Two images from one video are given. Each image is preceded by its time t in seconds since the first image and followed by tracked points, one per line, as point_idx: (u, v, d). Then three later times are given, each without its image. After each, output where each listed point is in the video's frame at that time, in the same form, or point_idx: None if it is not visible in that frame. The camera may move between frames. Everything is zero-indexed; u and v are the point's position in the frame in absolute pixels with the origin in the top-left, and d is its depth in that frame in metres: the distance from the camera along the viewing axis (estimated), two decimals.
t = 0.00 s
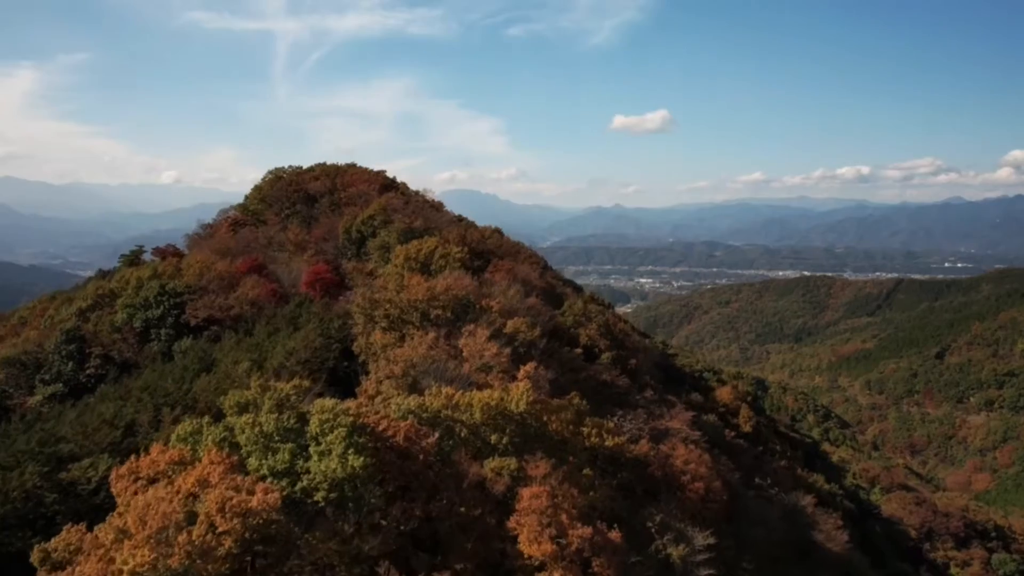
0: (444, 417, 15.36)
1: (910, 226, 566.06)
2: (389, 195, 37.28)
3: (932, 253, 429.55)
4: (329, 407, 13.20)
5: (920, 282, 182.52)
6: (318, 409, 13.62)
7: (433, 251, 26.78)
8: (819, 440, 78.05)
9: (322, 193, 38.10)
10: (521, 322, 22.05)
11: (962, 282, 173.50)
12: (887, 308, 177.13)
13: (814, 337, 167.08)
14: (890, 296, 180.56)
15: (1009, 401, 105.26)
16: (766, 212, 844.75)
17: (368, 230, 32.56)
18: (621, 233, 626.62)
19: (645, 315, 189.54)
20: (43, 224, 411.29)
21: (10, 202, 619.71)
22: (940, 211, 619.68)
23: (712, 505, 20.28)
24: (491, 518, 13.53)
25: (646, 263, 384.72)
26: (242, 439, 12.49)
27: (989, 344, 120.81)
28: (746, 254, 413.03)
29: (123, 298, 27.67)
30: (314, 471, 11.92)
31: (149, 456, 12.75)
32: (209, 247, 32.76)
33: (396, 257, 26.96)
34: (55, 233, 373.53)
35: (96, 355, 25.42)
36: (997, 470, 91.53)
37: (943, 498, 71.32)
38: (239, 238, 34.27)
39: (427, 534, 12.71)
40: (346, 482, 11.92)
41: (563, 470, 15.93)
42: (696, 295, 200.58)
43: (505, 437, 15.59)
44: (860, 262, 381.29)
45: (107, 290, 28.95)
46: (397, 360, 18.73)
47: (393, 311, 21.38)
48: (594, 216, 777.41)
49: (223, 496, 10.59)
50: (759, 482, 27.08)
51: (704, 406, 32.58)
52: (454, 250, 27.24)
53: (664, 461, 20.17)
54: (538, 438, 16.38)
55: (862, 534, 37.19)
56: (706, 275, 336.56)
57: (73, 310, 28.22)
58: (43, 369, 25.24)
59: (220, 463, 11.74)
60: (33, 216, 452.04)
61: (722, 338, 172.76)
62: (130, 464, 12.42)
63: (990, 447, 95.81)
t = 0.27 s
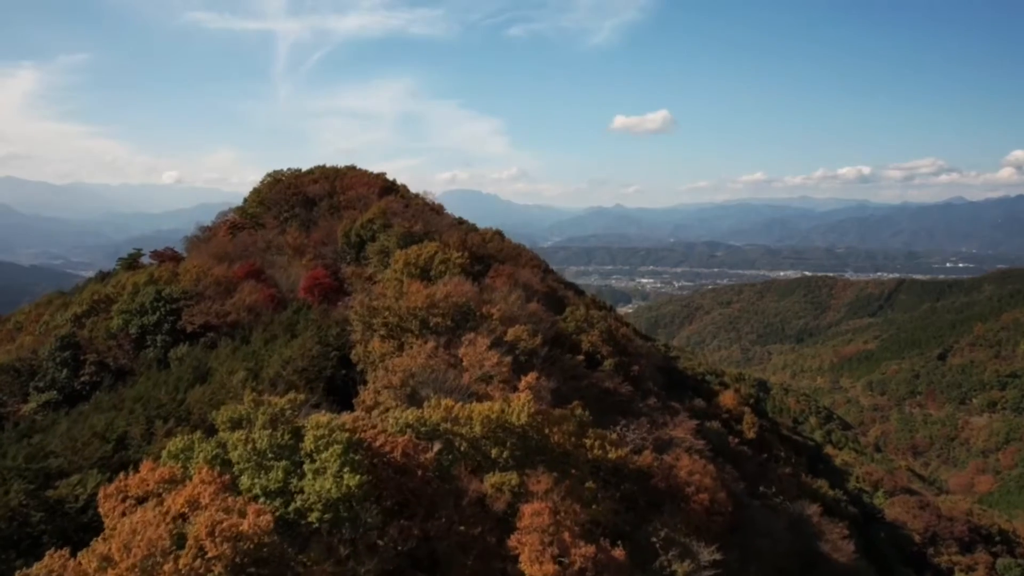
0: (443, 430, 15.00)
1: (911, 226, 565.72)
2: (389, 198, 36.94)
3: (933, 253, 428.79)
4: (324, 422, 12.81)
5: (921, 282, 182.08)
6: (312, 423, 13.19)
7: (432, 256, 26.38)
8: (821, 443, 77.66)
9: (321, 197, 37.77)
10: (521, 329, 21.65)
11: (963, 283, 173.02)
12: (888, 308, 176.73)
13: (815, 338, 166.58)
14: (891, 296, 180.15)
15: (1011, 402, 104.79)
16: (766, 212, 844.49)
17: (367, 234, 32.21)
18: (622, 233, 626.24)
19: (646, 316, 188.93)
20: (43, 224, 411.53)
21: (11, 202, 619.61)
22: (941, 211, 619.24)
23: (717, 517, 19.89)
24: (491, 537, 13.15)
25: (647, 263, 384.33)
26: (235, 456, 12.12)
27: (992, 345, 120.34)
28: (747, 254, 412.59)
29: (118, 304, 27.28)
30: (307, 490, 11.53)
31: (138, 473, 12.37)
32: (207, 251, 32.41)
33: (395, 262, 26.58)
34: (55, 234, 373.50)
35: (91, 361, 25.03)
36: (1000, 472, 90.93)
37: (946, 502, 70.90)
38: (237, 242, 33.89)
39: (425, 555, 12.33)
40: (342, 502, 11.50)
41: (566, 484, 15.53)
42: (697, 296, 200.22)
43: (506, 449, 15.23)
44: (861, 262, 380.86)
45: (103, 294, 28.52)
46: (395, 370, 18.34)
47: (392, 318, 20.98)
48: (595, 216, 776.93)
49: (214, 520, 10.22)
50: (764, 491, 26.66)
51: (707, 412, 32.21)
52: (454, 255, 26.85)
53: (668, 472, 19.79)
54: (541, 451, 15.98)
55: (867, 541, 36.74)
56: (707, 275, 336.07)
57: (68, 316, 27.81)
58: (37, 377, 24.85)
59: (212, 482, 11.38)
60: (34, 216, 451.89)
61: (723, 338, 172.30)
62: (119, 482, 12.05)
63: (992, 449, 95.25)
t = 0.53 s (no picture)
0: (442, 444, 14.61)
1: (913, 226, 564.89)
2: (388, 202, 36.57)
3: (935, 253, 427.90)
4: (318, 438, 12.42)
5: (923, 283, 181.56)
6: (307, 439, 12.80)
7: (431, 261, 26.01)
8: (823, 445, 77.20)
9: (320, 200, 37.41)
10: (522, 337, 21.27)
11: (965, 283, 172.47)
12: (890, 309, 176.23)
13: (817, 338, 166.03)
14: (893, 297, 179.61)
15: (1014, 404, 104.31)
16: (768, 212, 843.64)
17: (366, 238, 31.85)
18: (623, 233, 625.61)
19: (647, 316, 188.39)
20: (45, 224, 411.71)
21: (12, 203, 619.80)
22: (942, 211, 618.20)
23: (722, 529, 19.47)
24: (491, 557, 12.75)
25: (649, 263, 383.82)
26: (226, 473, 11.74)
27: (994, 346, 119.85)
28: (748, 254, 412.04)
29: (114, 309, 26.93)
30: (300, 511, 11.13)
31: (128, 491, 12.01)
32: (205, 255, 32.06)
33: (394, 267, 26.21)
34: (57, 233, 373.55)
35: (86, 368, 24.65)
36: (1003, 474, 90.45)
37: (949, 505, 70.45)
38: (235, 245, 33.52)
39: None
40: (336, 522, 11.11)
41: (567, 499, 15.16)
42: (698, 296, 199.75)
43: (506, 463, 14.85)
44: (863, 262, 380.21)
45: (98, 299, 28.17)
46: (394, 379, 17.94)
47: (390, 326, 20.59)
48: (596, 216, 776.35)
49: (203, 544, 9.85)
50: (769, 500, 26.26)
51: (710, 418, 31.80)
52: (453, 260, 26.46)
53: (673, 484, 19.39)
54: (542, 464, 15.59)
55: (872, 548, 36.32)
56: (708, 275, 335.48)
57: (63, 321, 27.46)
58: (31, 384, 24.47)
59: (202, 502, 11.02)
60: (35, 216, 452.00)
61: (724, 339, 171.82)
62: (108, 500, 11.67)
63: (995, 450, 94.73)
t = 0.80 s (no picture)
0: (441, 459, 14.22)
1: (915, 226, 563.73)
2: (388, 205, 36.19)
3: (937, 253, 426.76)
4: (312, 455, 12.03)
5: (926, 283, 180.88)
6: (301, 457, 12.41)
7: (431, 267, 25.61)
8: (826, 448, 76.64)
9: (319, 203, 37.04)
10: (523, 345, 20.86)
11: (968, 284, 171.79)
12: (893, 309, 175.59)
13: (819, 339, 165.37)
14: (895, 297, 178.95)
15: (1018, 405, 103.69)
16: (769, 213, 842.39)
17: (366, 242, 31.46)
18: (625, 233, 624.88)
19: (649, 317, 187.83)
20: (47, 224, 411.90)
21: (15, 203, 620.50)
22: (944, 211, 616.78)
23: (727, 543, 19.05)
24: None
25: (651, 263, 383.17)
26: (217, 493, 11.38)
27: (997, 347, 119.23)
28: (750, 254, 411.29)
29: (110, 315, 26.56)
30: (292, 534, 10.74)
31: (116, 511, 11.64)
32: (202, 259, 31.69)
33: (394, 273, 25.82)
34: (59, 233, 373.81)
35: (81, 375, 24.27)
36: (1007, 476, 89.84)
37: (953, 508, 69.92)
38: (234, 249, 33.16)
39: None
40: (328, 546, 10.72)
41: (570, 514, 14.77)
42: (700, 296, 199.24)
43: (507, 478, 14.45)
44: (865, 262, 379.40)
45: (94, 304, 27.79)
46: (392, 390, 17.52)
47: (389, 335, 20.19)
48: (598, 216, 775.57)
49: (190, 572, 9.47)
50: (774, 509, 25.83)
51: (714, 425, 31.36)
52: (453, 266, 26.07)
53: (677, 497, 18.96)
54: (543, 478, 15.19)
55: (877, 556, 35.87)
56: (710, 276, 334.69)
57: (59, 327, 27.10)
58: (25, 391, 24.10)
59: (190, 525, 10.65)
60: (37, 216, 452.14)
61: (726, 340, 171.25)
62: (95, 521, 11.29)
63: (998, 452, 94.11)
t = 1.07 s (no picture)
0: (441, 476, 13.86)
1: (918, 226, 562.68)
2: (389, 208, 35.82)
3: (939, 254, 425.62)
4: (308, 474, 11.68)
5: (929, 284, 180.27)
6: (296, 475, 12.04)
7: (432, 273, 25.24)
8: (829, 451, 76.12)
9: (319, 206, 36.68)
10: (524, 354, 20.46)
11: (971, 285, 171.22)
12: (895, 310, 175.03)
13: (822, 340, 164.80)
14: (898, 297, 178.38)
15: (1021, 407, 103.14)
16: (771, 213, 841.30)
17: (366, 247, 31.09)
18: (627, 233, 624.24)
19: (651, 317, 187.30)
20: (49, 224, 412.13)
21: (18, 203, 620.83)
22: (947, 211, 615.57)
23: (733, 558, 18.63)
24: None
25: (653, 263, 382.61)
26: (209, 515, 11.03)
27: (1001, 349, 118.69)
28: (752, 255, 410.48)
29: (106, 321, 26.21)
30: (285, 560, 10.37)
31: (105, 533, 11.29)
32: (201, 264, 31.33)
33: (394, 279, 25.45)
34: (61, 233, 374.00)
35: (76, 384, 23.91)
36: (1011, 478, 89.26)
37: (958, 512, 69.40)
38: (233, 253, 32.78)
39: None
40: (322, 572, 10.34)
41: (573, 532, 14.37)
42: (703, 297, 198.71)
43: (508, 495, 14.07)
44: (867, 262, 378.60)
45: (91, 310, 27.45)
46: (391, 402, 17.15)
47: (388, 344, 19.82)
48: (600, 216, 774.96)
49: None
50: (780, 519, 25.41)
51: (719, 432, 30.94)
52: (454, 272, 25.68)
53: (683, 510, 18.54)
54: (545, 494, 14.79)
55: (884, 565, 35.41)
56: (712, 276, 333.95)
57: (55, 333, 26.74)
58: (20, 399, 23.76)
59: (180, 550, 10.30)
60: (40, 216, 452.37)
61: (729, 340, 170.68)
62: (83, 544, 10.96)
63: (1002, 454, 93.52)
